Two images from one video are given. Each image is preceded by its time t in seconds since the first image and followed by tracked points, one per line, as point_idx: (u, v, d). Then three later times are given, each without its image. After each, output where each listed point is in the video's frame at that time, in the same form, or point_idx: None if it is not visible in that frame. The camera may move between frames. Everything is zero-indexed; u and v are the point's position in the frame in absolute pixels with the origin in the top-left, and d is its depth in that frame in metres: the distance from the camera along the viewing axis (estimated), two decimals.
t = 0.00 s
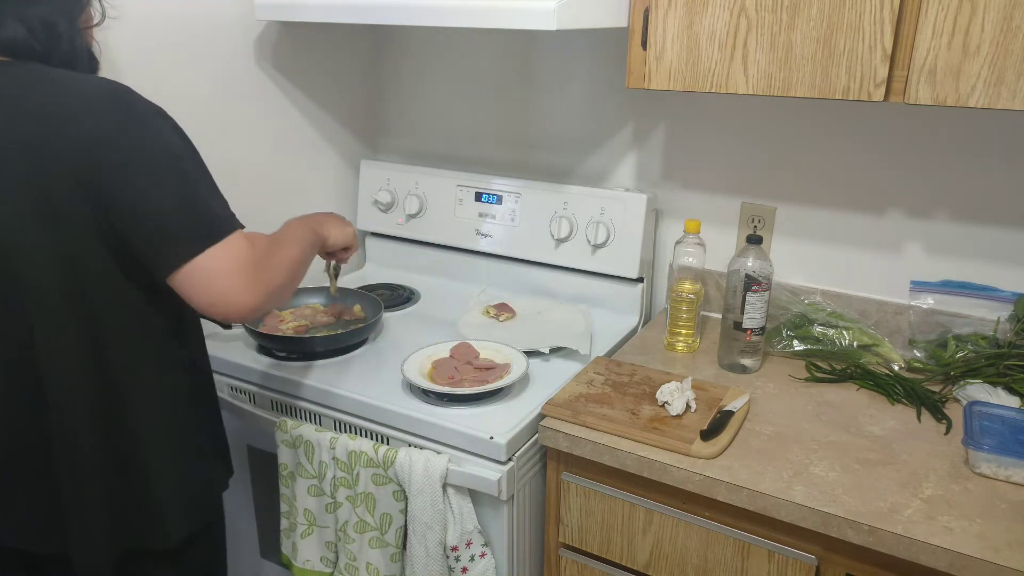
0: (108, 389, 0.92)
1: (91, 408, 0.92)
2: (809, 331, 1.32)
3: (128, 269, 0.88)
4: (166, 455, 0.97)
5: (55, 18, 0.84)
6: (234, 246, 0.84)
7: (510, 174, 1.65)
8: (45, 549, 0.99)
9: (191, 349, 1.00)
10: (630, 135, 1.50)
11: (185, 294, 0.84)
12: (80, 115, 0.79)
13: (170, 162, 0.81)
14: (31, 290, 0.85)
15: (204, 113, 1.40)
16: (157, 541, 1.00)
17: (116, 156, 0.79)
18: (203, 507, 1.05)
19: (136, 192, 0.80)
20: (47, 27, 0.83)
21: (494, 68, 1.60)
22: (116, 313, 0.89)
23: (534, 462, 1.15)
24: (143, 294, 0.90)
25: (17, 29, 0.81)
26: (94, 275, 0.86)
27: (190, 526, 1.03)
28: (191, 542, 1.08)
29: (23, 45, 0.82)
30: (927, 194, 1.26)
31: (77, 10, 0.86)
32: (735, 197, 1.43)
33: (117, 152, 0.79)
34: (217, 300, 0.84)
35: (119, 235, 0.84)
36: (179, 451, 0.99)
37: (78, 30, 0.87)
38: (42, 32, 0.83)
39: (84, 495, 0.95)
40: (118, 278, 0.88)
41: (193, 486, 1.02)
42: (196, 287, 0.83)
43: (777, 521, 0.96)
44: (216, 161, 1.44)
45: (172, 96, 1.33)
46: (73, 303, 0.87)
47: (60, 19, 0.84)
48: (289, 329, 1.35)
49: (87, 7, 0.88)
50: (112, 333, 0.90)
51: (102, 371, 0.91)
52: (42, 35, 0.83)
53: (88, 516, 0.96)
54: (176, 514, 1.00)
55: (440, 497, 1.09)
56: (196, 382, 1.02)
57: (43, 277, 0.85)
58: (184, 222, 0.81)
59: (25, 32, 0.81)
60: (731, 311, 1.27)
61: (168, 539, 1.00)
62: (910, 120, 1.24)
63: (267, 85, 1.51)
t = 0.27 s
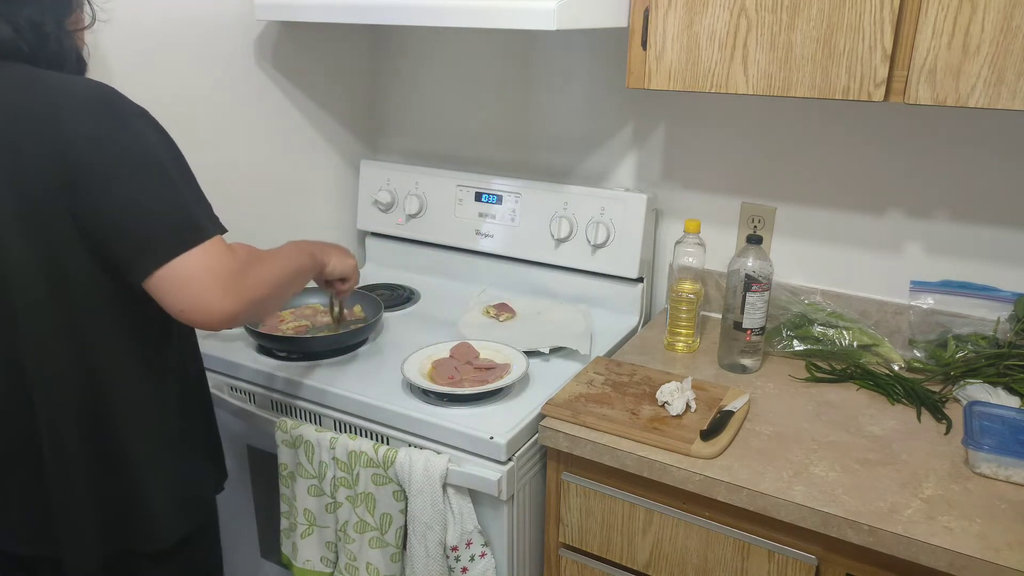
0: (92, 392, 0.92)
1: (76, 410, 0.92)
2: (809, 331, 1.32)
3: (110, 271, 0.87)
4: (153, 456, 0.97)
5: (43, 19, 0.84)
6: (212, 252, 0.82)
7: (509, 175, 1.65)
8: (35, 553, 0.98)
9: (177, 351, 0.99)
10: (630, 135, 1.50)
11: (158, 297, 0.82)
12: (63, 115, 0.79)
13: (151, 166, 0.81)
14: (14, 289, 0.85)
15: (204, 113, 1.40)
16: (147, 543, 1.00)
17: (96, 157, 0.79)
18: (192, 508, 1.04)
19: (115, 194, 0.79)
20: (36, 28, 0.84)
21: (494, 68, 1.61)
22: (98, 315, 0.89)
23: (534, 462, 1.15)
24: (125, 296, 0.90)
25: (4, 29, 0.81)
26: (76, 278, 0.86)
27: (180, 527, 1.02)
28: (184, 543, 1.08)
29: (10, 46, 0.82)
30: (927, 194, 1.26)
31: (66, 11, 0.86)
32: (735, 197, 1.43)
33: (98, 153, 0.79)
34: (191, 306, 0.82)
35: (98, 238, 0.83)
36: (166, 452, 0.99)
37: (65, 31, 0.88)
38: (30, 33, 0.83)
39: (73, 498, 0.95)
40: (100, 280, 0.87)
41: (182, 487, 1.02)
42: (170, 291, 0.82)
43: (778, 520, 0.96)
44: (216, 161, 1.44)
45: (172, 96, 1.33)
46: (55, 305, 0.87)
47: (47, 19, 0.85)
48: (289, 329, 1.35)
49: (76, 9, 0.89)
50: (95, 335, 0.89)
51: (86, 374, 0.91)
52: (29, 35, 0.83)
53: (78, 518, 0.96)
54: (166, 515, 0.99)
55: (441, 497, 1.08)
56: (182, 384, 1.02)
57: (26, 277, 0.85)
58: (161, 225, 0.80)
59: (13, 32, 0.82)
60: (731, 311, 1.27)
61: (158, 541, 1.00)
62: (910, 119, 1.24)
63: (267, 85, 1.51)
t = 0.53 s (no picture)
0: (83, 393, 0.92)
1: (69, 413, 0.92)
2: (809, 331, 1.32)
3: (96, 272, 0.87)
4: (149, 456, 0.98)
5: (45, 19, 0.84)
6: (201, 257, 0.82)
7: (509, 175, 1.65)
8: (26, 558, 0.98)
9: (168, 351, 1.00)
10: (630, 135, 1.50)
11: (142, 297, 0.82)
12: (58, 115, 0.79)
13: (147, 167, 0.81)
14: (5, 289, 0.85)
15: (204, 113, 1.40)
16: (145, 544, 1.00)
17: (90, 157, 0.79)
18: (189, 509, 1.05)
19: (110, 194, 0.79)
20: (37, 28, 0.84)
21: (494, 68, 1.60)
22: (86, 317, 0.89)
23: (534, 462, 1.15)
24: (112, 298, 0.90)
25: (5, 29, 0.81)
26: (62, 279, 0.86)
27: (176, 526, 1.03)
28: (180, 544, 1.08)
29: (11, 46, 0.82)
30: (927, 194, 1.26)
31: (69, 12, 0.86)
32: (735, 197, 1.43)
33: (89, 153, 0.79)
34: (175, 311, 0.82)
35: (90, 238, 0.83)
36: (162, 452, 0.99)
37: (68, 32, 0.87)
38: (32, 34, 0.83)
39: (65, 500, 0.95)
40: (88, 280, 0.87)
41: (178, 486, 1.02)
42: (158, 293, 0.81)
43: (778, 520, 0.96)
44: (215, 161, 1.44)
45: (172, 96, 1.33)
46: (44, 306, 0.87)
47: (49, 20, 0.85)
48: (289, 330, 1.35)
49: (80, 10, 0.89)
50: (85, 336, 0.89)
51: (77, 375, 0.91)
52: (31, 36, 0.83)
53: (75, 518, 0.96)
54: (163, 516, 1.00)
55: (441, 497, 1.08)
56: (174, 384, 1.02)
57: (21, 276, 0.85)
58: (158, 225, 0.80)
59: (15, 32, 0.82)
60: (731, 311, 1.27)
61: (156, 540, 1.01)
62: (910, 119, 1.24)
63: (267, 85, 1.51)
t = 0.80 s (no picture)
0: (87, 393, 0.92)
1: (72, 410, 0.92)
2: (809, 331, 1.32)
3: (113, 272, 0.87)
4: (152, 458, 0.97)
5: (57, 18, 0.83)
6: (210, 264, 0.81)
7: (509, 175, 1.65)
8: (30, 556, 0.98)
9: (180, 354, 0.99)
10: (630, 135, 1.50)
11: (154, 302, 0.81)
12: (73, 116, 0.80)
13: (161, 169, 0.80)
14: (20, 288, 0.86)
15: (205, 113, 1.40)
16: (146, 547, 0.99)
17: (104, 156, 0.78)
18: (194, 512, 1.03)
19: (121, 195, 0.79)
20: (49, 28, 0.83)
21: (495, 67, 1.60)
22: (97, 318, 0.88)
23: (534, 462, 1.15)
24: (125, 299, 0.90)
25: (15, 28, 0.81)
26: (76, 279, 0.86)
27: (180, 530, 1.01)
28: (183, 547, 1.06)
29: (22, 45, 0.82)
30: (927, 194, 1.26)
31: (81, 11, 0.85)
32: (735, 197, 1.43)
33: (102, 154, 0.79)
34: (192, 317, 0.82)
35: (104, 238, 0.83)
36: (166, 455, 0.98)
37: (81, 31, 0.87)
38: (43, 33, 0.83)
39: (67, 499, 0.95)
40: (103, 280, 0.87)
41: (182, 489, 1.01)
42: (169, 300, 0.81)
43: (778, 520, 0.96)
44: (216, 160, 1.44)
45: (172, 96, 1.33)
46: (59, 305, 0.87)
47: (61, 19, 0.84)
48: (290, 330, 1.35)
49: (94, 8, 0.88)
50: (96, 337, 0.89)
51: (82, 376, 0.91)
52: (42, 35, 0.83)
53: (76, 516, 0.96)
54: (165, 520, 0.98)
55: (441, 497, 1.09)
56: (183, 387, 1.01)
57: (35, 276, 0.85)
58: (164, 226, 0.79)
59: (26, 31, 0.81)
60: (731, 311, 1.27)
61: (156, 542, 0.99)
62: (911, 119, 1.24)
63: (266, 85, 1.51)
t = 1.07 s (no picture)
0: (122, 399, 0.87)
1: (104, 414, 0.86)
2: (809, 331, 1.32)
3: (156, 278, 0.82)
4: (176, 463, 0.92)
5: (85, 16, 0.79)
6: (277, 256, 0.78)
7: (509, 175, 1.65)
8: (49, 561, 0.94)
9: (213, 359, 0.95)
10: (630, 135, 1.50)
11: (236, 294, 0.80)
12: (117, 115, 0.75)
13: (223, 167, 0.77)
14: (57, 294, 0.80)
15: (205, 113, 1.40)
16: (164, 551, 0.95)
17: (156, 156, 0.75)
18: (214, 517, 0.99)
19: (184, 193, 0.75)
20: (80, 28, 0.79)
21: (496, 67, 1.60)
22: (139, 323, 0.83)
23: (534, 462, 1.16)
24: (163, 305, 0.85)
25: (44, 29, 0.77)
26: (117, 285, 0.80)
27: (200, 535, 0.98)
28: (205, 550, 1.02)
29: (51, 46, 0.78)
30: (928, 194, 1.26)
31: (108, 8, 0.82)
32: (735, 197, 1.43)
33: (155, 153, 0.75)
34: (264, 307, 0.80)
35: (157, 239, 0.78)
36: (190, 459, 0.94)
37: (108, 29, 0.83)
38: (72, 33, 0.79)
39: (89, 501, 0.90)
40: (146, 285, 0.82)
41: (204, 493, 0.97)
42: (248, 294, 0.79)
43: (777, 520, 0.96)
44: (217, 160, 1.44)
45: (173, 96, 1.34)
46: (95, 313, 0.81)
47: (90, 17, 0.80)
48: (290, 330, 1.35)
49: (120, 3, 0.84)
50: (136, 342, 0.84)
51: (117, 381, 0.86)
52: (70, 34, 0.79)
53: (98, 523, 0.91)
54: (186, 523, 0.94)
55: (441, 497, 1.09)
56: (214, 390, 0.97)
57: (73, 282, 0.79)
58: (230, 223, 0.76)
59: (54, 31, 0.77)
60: (731, 311, 1.27)
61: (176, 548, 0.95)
62: (912, 119, 1.24)
63: (267, 85, 1.51)
